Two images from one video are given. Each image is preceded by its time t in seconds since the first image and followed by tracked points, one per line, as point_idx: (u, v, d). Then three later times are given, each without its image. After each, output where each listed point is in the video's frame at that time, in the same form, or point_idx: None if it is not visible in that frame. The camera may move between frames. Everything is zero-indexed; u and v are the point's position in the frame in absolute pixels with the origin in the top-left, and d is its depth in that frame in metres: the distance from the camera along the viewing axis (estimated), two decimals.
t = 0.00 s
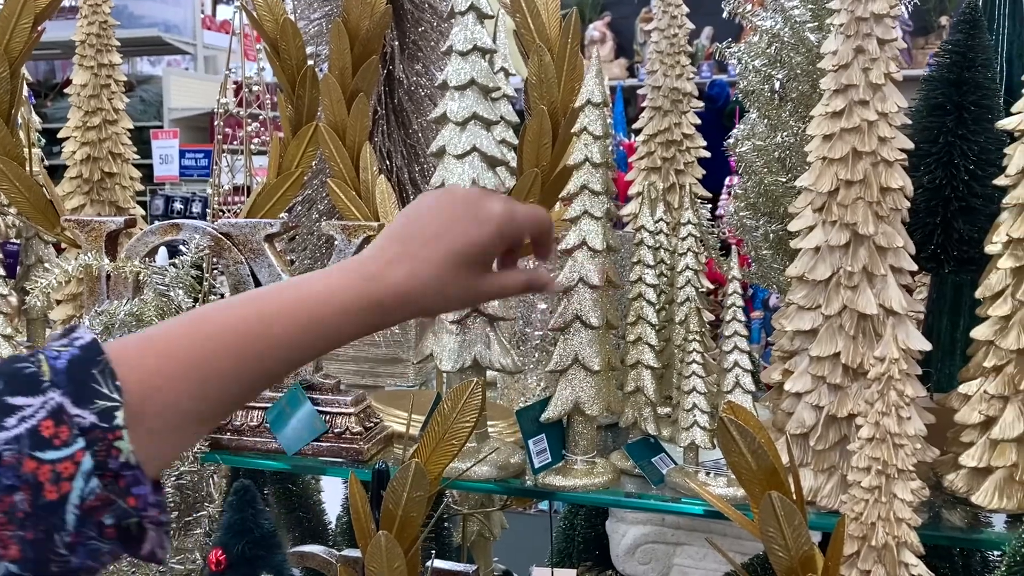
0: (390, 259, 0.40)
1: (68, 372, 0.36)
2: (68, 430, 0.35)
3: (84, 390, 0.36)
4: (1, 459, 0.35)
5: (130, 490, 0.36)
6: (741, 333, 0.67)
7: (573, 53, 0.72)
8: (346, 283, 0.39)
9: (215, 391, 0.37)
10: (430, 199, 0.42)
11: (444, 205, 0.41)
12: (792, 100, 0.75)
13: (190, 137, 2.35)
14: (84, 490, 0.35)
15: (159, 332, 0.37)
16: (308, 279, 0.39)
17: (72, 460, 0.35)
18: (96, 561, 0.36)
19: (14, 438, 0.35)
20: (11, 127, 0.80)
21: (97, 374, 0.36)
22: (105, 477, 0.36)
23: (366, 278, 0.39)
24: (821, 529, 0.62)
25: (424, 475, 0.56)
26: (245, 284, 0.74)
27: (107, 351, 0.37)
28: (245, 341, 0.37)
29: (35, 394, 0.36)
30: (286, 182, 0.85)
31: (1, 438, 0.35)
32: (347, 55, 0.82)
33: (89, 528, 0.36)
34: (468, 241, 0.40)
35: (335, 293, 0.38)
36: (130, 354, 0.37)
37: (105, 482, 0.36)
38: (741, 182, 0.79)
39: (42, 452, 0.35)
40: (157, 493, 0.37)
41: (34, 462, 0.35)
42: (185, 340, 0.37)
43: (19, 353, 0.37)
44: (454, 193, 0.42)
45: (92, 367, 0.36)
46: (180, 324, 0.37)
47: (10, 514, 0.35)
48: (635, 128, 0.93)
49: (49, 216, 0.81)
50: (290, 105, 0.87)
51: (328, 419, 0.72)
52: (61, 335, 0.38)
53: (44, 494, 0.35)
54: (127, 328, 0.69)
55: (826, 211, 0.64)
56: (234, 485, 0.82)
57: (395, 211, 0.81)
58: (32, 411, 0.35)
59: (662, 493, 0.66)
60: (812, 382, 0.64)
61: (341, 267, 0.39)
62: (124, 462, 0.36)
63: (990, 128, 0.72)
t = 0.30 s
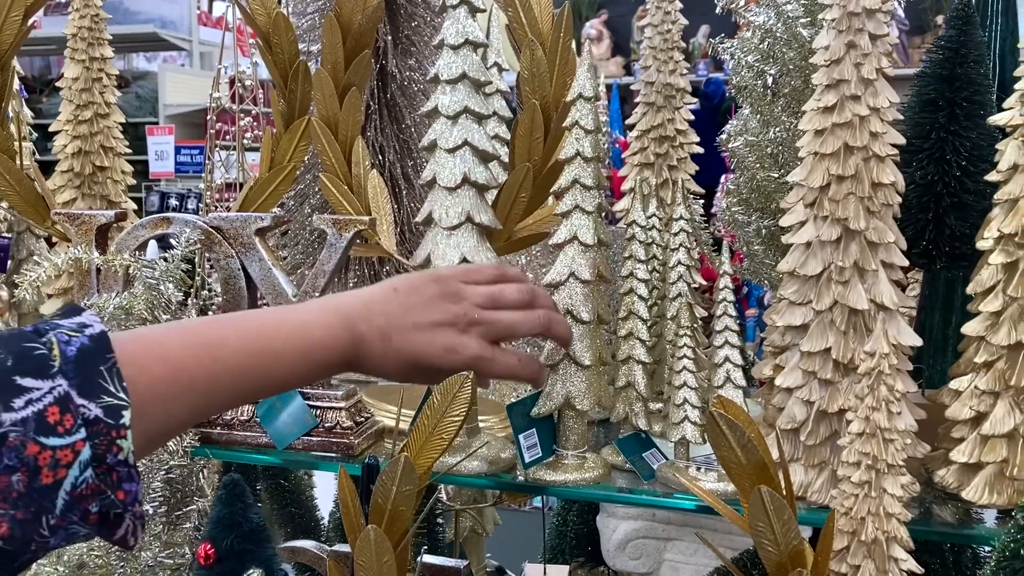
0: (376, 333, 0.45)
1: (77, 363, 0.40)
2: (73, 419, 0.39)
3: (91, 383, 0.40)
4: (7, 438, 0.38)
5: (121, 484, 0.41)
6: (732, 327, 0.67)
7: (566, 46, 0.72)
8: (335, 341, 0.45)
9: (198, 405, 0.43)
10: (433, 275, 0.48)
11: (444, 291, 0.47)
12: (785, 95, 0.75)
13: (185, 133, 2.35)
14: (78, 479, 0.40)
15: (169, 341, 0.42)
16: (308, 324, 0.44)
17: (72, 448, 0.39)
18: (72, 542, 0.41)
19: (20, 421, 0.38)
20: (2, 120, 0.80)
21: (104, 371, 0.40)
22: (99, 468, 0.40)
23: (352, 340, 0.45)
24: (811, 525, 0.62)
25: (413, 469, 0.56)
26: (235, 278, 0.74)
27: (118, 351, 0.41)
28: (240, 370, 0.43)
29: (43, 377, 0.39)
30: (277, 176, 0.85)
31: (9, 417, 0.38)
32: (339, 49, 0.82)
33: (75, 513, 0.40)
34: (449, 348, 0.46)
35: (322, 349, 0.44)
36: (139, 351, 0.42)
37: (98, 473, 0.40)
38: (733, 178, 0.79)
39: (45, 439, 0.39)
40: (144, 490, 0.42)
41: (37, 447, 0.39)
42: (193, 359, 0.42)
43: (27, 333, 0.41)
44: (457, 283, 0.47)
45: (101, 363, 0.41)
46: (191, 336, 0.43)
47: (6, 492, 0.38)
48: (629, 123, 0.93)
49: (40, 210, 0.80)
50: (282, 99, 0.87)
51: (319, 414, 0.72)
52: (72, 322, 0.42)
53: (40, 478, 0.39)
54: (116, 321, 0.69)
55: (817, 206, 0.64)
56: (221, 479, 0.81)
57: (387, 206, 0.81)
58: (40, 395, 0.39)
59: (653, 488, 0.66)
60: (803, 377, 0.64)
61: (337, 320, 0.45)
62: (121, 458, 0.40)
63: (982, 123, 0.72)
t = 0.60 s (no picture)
0: (395, 339, 0.56)
1: (100, 365, 0.47)
2: (95, 418, 0.46)
3: (113, 385, 0.47)
4: (34, 435, 0.45)
5: (138, 483, 0.48)
6: (724, 315, 0.67)
7: (558, 34, 0.71)
8: (359, 348, 0.56)
9: (217, 406, 0.51)
10: (451, 287, 0.59)
11: (462, 301, 0.58)
12: (780, 84, 0.75)
13: (183, 126, 2.35)
14: (97, 477, 0.46)
15: (190, 346, 0.51)
16: (332, 331, 0.55)
17: (92, 447, 0.46)
18: (92, 537, 0.48)
19: (45, 419, 0.45)
20: None
21: (127, 373, 0.48)
22: (118, 467, 0.47)
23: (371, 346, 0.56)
24: (802, 514, 0.62)
25: (402, 456, 0.55)
26: (227, 265, 0.74)
27: (137, 354, 0.49)
28: (261, 372, 0.52)
29: (68, 378, 0.46)
30: (270, 164, 0.84)
31: (37, 415, 0.45)
32: (332, 37, 0.81)
33: (94, 509, 0.47)
34: (464, 345, 0.57)
35: (340, 354, 0.55)
36: (161, 355, 0.50)
37: (117, 471, 0.47)
38: (727, 168, 0.79)
39: (67, 436, 0.45)
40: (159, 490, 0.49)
41: (59, 444, 0.45)
42: (213, 363, 0.51)
43: (58, 336, 0.48)
44: (470, 293, 0.58)
45: (124, 365, 0.48)
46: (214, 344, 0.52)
47: (30, 487, 0.45)
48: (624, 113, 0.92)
49: (31, 197, 0.80)
50: (276, 87, 0.87)
51: (311, 402, 0.72)
52: (96, 325, 0.49)
53: (62, 475, 0.45)
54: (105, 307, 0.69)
55: (811, 193, 0.63)
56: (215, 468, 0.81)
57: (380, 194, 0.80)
58: (63, 394, 0.46)
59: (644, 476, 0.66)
60: (796, 366, 0.64)
61: (359, 329, 0.56)
62: (138, 458, 0.47)
63: (978, 112, 0.71)
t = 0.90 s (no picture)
0: (380, 328, 0.57)
1: (80, 354, 0.47)
2: (72, 406, 0.46)
3: (92, 373, 0.47)
4: (9, 422, 0.45)
5: (115, 471, 0.48)
6: (724, 305, 0.67)
7: (558, 21, 0.71)
8: (343, 339, 0.56)
9: (197, 394, 0.52)
10: (437, 272, 0.59)
11: (448, 285, 0.58)
12: (780, 73, 0.74)
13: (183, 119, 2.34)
14: (74, 464, 0.46)
15: (171, 334, 0.51)
16: (316, 323, 0.56)
17: (69, 434, 0.46)
18: (69, 525, 0.48)
19: (22, 407, 0.45)
20: None
21: (106, 361, 0.48)
22: (95, 455, 0.47)
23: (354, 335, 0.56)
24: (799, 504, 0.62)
25: (400, 443, 0.55)
26: (225, 254, 0.73)
27: (116, 342, 0.49)
28: (242, 361, 0.53)
29: (46, 365, 0.46)
30: (268, 154, 0.84)
31: (13, 402, 0.45)
32: (331, 25, 0.81)
33: (72, 497, 0.47)
34: (452, 326, 0.57)
35: (322, 345, 0.55)
36: (140, 345, 0.50)
37: (95, 459, 0.47)
38: (727, 158, 0.79)
39: (44, 424, 0.46)
40: (136, 478, 0.49)
41: (36, 431, 0.45)
42: (193, 352, 0.52)
43: (35, 325, 0.48)
44: (455, 276, 0.58)
45: (103, 353, 0.48)
46: (194, 334, 0.52)
47: (7, 474, 0.45)
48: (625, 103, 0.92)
49: (29, 185, 0.80)
50: (274, 76, 0.86)
51: (308, 391, 0.72)
52: (77, 314, 0.49)
53: (39, 462, 0.46)
54: (102, 294, 0.69)
55: (811, 182, 0.63)
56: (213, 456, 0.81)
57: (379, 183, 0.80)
58: (41, 381, 0.46)
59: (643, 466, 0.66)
60: (795, 356, 0.64)
61: (342, 319, 0.56)
62: (115, 447, 0.48)
63: (979, 102, 0.71)
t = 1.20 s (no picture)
0: (374, 313, 0.57)
1: (68, 337, 0.48)
2: (60, 389, 0.47)
3: (81, 356, 0.48)
4: None
5: (102, 455, 0.49)
6: (728, 289, 0.67)
7: (563, 4, 0.71)
8: (337, 325, 0.56)
9: (191, 379, 0.52)
10: (430, 259, 0.61)
11: (440, 269, 0.59)
12: (785, 58, 0.74)
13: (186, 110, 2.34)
14: (61, 447, 0.47)
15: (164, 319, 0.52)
16: (311, 310, 0.56)
17: (57, 417, 0.47)
18: (56, 507, 0.48)
19: (9, 389, 0.46)
20: None
21: (95, 344, 0.48)
22: (82, 439, 0.48)
23: (344, 318, 0.57)
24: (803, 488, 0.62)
25: (402, 427, 0.54)
26: (228, 238, 0.73)
27: (107, 325, 0.49)
28: (235, 347, 0.53)
29: (34, 349, 0.47)
30: (271, 139, 0.84)
31: (1, 383, 0.45)
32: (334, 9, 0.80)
33: (59, 480, 0.48)
34: (447, 304, 0.58)
35: (316, 330, 0.55)
36: (130, 328, 0.50)
37: (82, 443, 0.48)
38: (732, 143, 0.79)
39: (31, 406, 0.46)
40: (123, 462, 0.50)
41: (23, 413, 0.46)
42: (186, 335, 0.52)
43: (23, 308, 0.48)
44: (448, 260, 0.60)
45: (91, 337, 0.48)
46: (184, 318, 0.52)
47: None
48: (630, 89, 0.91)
49: (33, 169, 0.80)
50: (277, 60, 0.86)
51: (312, 375, 0.72)
52: (68, 298, 0.50)
53: (26, 444, 0.46)
54: (104, 277, 0.69)
55: (817, 166, 0.63)
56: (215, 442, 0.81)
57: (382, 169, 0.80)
58: (29, 363, 0.46)
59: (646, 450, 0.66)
60: (800, 340, 0.63)
61: (336, 306, 0.57)
62: (102, 430, 0.48)
63: (987, 86, 0.70)
